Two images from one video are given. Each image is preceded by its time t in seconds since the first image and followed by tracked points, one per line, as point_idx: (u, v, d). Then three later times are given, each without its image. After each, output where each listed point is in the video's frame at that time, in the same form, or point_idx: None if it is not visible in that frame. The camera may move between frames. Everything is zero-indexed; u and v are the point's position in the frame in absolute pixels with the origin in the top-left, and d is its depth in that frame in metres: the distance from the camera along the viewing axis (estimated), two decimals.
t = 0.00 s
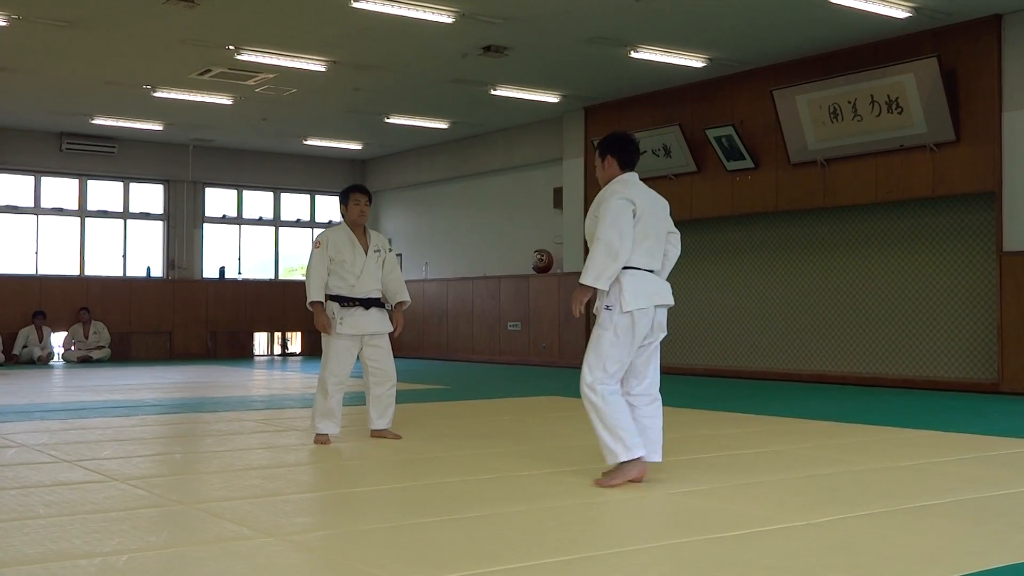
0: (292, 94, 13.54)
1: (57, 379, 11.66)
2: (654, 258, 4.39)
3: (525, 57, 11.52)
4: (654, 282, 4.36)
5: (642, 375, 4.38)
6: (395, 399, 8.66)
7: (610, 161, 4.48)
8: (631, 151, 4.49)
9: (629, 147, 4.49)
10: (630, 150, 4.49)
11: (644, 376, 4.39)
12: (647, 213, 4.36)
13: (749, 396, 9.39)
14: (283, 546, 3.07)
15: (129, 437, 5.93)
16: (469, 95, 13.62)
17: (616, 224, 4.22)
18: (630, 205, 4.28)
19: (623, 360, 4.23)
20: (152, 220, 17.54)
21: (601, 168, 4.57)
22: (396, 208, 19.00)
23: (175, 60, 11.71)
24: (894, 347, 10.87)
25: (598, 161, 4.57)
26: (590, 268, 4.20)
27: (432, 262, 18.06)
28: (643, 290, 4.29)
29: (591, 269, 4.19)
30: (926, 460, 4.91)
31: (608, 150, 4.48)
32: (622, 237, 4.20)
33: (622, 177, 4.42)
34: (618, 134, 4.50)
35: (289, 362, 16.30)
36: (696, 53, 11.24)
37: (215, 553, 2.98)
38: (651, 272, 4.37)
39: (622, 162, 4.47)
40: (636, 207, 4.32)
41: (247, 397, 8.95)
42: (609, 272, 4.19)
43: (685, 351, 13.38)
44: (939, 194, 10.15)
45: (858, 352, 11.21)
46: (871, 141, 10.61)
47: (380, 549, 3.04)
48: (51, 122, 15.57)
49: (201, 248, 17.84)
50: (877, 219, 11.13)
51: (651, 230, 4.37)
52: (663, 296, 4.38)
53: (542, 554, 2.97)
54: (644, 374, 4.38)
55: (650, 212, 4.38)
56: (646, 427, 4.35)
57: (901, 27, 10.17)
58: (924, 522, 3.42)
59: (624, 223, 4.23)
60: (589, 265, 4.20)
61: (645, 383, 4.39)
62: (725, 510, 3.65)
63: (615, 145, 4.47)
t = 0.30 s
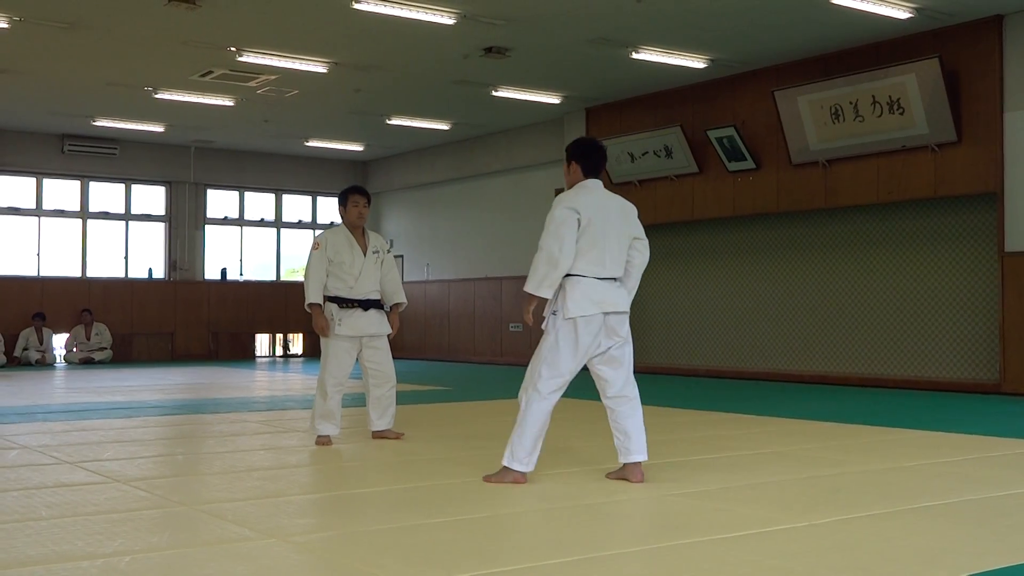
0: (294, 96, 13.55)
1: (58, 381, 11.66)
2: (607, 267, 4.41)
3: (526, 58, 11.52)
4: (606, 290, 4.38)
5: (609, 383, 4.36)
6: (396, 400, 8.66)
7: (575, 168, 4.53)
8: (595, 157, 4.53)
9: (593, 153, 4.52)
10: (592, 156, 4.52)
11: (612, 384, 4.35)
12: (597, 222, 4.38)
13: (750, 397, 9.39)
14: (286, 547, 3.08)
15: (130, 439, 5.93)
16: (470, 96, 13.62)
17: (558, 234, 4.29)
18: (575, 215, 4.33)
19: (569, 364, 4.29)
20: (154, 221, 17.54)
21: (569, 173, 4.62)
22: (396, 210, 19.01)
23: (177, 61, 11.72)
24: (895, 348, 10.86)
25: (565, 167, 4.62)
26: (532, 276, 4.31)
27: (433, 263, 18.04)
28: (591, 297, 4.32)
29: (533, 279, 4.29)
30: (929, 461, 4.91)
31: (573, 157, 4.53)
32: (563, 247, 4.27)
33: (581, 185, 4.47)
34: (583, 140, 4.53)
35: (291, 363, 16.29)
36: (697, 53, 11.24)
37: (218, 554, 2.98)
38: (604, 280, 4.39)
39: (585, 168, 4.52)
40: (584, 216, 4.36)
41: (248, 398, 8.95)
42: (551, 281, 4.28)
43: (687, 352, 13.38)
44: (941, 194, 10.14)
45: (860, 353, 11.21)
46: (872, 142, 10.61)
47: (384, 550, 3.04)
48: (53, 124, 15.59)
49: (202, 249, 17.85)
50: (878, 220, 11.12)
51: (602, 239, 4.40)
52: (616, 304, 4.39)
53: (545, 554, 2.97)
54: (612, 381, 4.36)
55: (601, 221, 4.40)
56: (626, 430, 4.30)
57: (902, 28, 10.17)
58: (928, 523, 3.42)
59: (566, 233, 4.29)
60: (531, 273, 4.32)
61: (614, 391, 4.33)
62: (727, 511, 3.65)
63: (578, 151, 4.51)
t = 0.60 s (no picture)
0: (297, 95, 13.56)
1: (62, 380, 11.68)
2: (563, 261, 4.47)
3: (528, 58, 11.52)
4: (562, 284, 4.44)
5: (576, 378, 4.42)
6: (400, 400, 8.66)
7: (540, 163, 4.61)
8: (559, 152, 4.60)
9: (557, 148, 4.59)
10: (556, 152, 4.59)
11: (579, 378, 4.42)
12: (551, 217, 4.46)
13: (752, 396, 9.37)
14: (289, 546, 3.08)
15: (134, 438, 5.93)
16: (473, 96, 13.63)
17: (506, 228, 4.42)
18: (526, 209, 4.44)
19: (540, 360, 4.38)
20: (157, 221, 17.57)
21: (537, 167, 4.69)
22: (400, 210, 19.00)
23: (180, 61, 11.73)
24: (899, 348, 10.85)
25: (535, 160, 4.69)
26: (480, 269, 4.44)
27: (436, 263, 18.04)
28: (546, 290, 4.40)
29: (481, 270, 4.43)
30: (932, 461, 4.91)
31: (538, 152, 4.62)
32: (508, 241, 4.39)
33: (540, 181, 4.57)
34: (548, 135, 4.60)
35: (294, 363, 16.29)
36: (699, 53, 11.23)
37: (221, 553, 2.98)
38: (560, 275, 4.45)
39: (549, 163, 4.60)
40: (535, 210, 4.45)
41: (251, 398, 8.97)
42: (494, 273, 4.39)
43: (691, 351, 13.37)
44: (944, 194, 10.13)
45: (864, 353, 11.19)
46: (875, 142, 10.60)
47: (387, 549, 3.04)
48: (56, 123, 15.62)
49: (205, 249, 17.87)
50: (882, 219, 11.11)
51: (557, 234, 4.47)
52: (573, 298, 4.45)
53: (548, 553, 2.98)
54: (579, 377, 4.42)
55: (557, 216, 4.47)
56: (585, 426, 4.42)
57: (905, 27, 10.16)
58: (931, 523, 3.42)
59: (514, 228, 4.41)
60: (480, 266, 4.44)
61: (582, 385, 4.41)
62: (730, 510, 3.65)
63: (542, 147, 4.59)
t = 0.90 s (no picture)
0: (300, 97, 13.58)
1: (66, 381, 11.70)
2: (560, 263, 4.47)
3: (531, 59, 11.52)
4: (560, 287, 4.44)
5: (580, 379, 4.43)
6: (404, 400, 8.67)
7: (534, 168, 4.63)
8: (553, 156, 4.61)
9: (550, 153, 4.60)
10: (550, 156, 4.60)
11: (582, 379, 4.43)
12: (544, 221, 4.46)
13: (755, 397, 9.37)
14: (293, 547, 3.08)
15: (138, 439, 5.94)
16: (476, 97, 13.63)
17: (498, 234, 4.43)
18: (518, 215, 4.45)
19: (542, 360, 4.39)
20: (160, 222, 17.60)
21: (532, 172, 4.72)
22: (403, 210, 19.02)
23: (184, 63, 11.76)
24: (903, 348, 10.84)
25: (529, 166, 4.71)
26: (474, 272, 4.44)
27: (439, 264, 18.06)
28: (546, 292, 4.40)
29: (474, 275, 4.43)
30: (934, 461, 4.91)
31: (531, 157, 4.64)
32: (501, 245, 4.40)
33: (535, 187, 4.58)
34: (541, 140, 4.62)
35: (298, 364, 16.31)
36: (702, 54, 11.22)
37: (226, 554, 2.99)
38: (558, 277, 4.45)
39: (542, 168, 4.61)
40: (527, 214, 4.46)
41: (255, 398, 8.98)
42: (487, 278, 4.40)
43: (694, 352, 13.36)
44: (948, 194, 10.12)
45: (868, 353, 11.18)
46: (878, 142, 10.59)
47: (391, 550, 3.05)
48: (60, 125, 15.66)
49: (209, 250, 17.89)
50: (886, 219, 11.09)
51: (552, 237, 4.46)
52: (573, 300, 4.44)
53: (551, 554, 2.98)
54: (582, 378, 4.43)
55: (550, 220, 4.47)
56: (583, 429, 4.42)
57: (909, 28, 10.15)
58: (935, 523, 3.41)
59: (506, 233, 4.42)
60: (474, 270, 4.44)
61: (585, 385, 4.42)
62: (734, 511, 3.65)
63: (536, 152, 4.61)
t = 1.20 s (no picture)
0: (303, 98, 13.59)
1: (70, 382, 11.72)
2: (559, 276, 4.51)
3: (534, 59, 11.52)
4: (554, 300, 4.48)
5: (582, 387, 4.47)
6: (408, 401, 8.68)
7: (548, 178, 4.72)
8: (567, 167, 4.71)
9: (564, 164, 4.71)
10: (563, 167, 4.71)
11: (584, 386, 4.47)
12: (538, 240, 4.54)
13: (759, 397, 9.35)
14: (297, 547, 3.09)
15: (142, 440, 5.95)
16: (479, 97, 13.64)
17: (490, 246, 4.64)
18: (514, 233, 4.58)
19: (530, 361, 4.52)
20: (164, 223, 17.62)
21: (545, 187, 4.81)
22: (406, 210, 19.03)
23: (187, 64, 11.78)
24: (906, 348, 10.82)
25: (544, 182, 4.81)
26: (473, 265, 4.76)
27: (442, 264, 18.06)
28: (540, 304, 4.47)
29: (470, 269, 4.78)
30: (938, 461, 4.90)
31: (546, 169, 4.74)
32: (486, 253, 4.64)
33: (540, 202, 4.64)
34: (555, 152, 4.74)
35: (301, 364, 16.33)
36: (705, 53, 11.22)
37: (230, 554, 2.99)
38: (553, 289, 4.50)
39: (556, 179, 4.71)
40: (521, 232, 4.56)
41: (259, 399, 9.00)
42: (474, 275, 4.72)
43: (698, 353, 13.35)
44: (951, 194, 10.10)
45: (871, 354, 11.17)
46: (882, 142, 10.58)
47: (394, 550, 3.05)
48: (64, 126, 15.69)
49: (213, 250, 17.91)
50: (888, 219, 11.08)
51: (547, 254, 4.53)
52: (568, 313, 4.46)
53: (554, 554, 2.98)
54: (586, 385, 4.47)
55: (545, 238, 4.54)
56: (597, 430, 4.41)
57: (912, 27, 10.14)
58: (939, 523, 3.41)
59: (495, 246, 4.63)
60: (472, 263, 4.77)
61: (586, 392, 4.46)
62: (737, 511, 3.64)
63: (550, 163, 4.72)
